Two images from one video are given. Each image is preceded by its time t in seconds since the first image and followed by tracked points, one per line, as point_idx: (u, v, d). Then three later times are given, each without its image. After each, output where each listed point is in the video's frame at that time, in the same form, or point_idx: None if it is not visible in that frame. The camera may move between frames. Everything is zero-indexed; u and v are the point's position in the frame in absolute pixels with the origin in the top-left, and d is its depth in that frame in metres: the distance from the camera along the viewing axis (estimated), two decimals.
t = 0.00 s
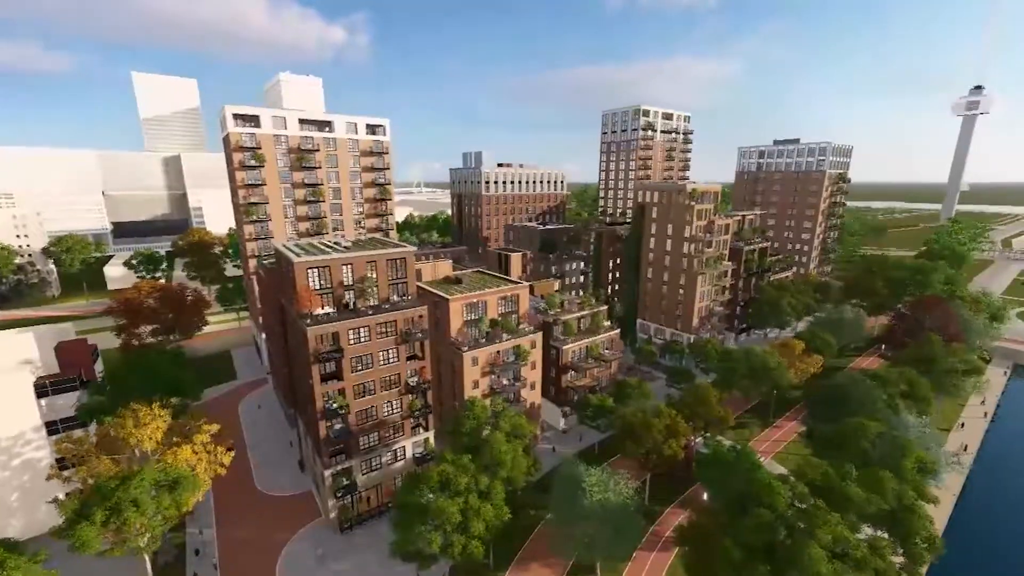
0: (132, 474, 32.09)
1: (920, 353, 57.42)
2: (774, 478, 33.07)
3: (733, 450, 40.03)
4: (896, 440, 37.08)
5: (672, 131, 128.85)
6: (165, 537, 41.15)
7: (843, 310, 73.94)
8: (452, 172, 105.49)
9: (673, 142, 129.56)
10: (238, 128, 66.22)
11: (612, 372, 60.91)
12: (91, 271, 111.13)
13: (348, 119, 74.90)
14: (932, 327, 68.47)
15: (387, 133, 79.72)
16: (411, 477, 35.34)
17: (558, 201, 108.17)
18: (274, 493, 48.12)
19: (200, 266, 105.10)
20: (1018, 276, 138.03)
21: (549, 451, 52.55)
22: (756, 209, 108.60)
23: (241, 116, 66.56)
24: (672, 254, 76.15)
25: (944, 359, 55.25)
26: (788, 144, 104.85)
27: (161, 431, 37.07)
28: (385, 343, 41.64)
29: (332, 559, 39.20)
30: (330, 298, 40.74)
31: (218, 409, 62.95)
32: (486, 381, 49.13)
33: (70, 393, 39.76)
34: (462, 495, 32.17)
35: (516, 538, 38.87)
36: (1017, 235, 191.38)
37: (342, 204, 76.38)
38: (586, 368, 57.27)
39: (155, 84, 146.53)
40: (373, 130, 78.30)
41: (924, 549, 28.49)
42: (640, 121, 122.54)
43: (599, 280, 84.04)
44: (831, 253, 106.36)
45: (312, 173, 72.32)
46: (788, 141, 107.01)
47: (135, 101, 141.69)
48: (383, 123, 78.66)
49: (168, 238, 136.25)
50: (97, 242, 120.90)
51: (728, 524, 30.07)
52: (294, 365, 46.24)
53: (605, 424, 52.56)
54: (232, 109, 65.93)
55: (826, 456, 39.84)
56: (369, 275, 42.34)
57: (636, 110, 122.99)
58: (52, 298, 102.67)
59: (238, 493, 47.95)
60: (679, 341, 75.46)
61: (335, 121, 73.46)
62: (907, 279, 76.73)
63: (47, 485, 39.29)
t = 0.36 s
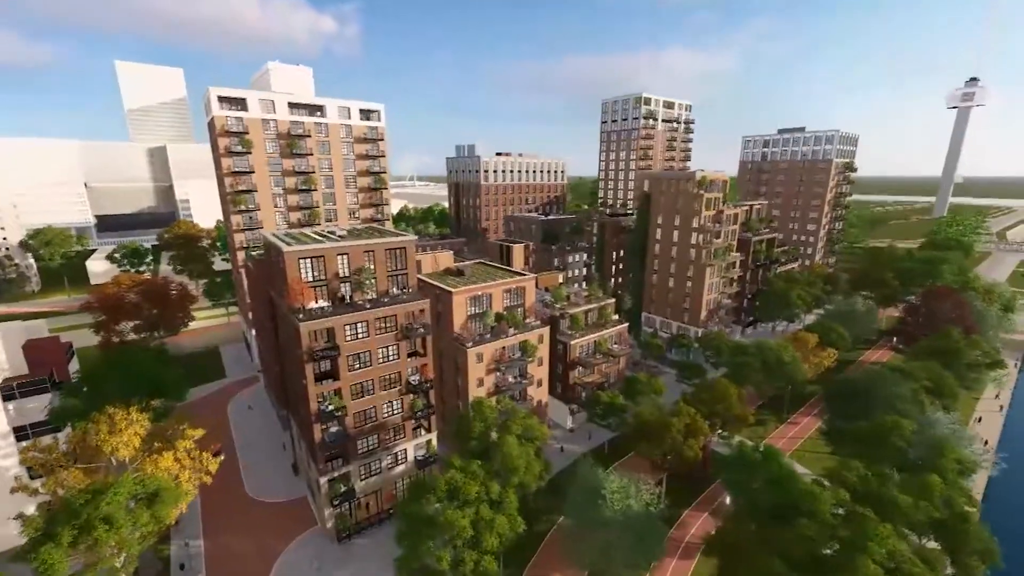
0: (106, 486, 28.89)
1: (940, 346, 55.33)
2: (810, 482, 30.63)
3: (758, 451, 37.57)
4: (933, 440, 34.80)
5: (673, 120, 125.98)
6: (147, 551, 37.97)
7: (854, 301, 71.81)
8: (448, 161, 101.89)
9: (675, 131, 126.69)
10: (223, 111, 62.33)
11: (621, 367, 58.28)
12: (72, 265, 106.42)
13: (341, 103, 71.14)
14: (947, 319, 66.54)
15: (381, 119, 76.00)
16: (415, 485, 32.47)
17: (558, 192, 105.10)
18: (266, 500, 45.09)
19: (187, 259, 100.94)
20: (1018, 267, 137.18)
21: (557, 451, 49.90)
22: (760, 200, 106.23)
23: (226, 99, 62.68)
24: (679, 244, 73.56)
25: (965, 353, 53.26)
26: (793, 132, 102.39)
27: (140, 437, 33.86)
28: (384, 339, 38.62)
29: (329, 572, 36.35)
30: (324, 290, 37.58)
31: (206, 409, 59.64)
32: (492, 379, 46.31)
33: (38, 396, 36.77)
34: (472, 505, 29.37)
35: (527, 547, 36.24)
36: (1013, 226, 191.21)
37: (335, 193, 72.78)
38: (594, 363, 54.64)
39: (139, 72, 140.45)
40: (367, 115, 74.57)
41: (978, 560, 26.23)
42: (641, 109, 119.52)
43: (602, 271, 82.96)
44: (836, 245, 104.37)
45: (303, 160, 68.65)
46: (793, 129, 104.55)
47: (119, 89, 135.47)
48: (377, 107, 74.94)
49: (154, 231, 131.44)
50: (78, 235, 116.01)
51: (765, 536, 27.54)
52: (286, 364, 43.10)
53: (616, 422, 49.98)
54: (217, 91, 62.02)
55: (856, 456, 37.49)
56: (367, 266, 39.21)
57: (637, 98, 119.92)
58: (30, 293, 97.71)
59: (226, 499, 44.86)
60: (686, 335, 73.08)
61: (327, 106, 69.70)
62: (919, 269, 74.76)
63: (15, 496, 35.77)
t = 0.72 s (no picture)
0: (75, 501, 25.88)
1: (962, 339, 53.26)
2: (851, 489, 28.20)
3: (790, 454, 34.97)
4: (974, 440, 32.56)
5: (675, 108, 123.04)
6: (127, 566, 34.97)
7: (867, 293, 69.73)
8: (445, 150, 98.36)
9: (676, 121, 123.83)
10: (207, 93, 58.52)
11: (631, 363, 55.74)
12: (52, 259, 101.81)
13: (333, 86, 67.46)
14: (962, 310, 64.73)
15: (376, 104, 72.37)
16: (421, 495, 29.62)
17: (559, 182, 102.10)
18: (258, 507, 42.17)
19: (173, 253, 96.92)
20: (1018, 259, 136.21)
21: (566, 451, 47.39)
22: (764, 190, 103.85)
23: (211, 80, 58.87)
24: (687, 235, 70.96)
25: (989, 346, 51.26)
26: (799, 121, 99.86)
27: (116, 446, 30.81)
28: (384, 335, 35.65)
29: None
30: (318, 283, 34.46)
31: (194, 410, 56.43)
32: (498, 377, 43.56)
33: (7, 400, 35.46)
34: (485, 518, 26.67)
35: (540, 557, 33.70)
36: (1009, 218, 190.80)
37: (328, 181, 69.29)
38: (603, 359, 52.04)
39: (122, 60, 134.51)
40: (361, 100, 70.93)
41: None
42: (642, 98, 116.43)
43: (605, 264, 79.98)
44: (841, 236, 102.42)
45: (293, 146, 65.01)
46: (799, 118, 102.09)
47: (102, 79, 129.14)
48: (371, 92, 71.30)
49: (139, 224, 126.76)
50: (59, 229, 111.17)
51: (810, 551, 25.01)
52: (277, 362, 39.99)
53: (628, 421, 47.47)
54: (201, 71, 58.21)
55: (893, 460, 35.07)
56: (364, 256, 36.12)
57: (638, 86, 116.79)
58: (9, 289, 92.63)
59: (215, 507, 41.87)
60: (694, 328, 70.75)
61: (318, 89, 65.99)
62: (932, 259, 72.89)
63: None
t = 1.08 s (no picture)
0: (40, 522, 23.00)
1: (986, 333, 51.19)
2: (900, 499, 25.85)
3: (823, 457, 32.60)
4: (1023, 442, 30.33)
5: (677, 97, 119.98)
6: None
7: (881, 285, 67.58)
8: (442, 139, 94.75)
9: (679, 110, 120.78)
10: (190, 74, 54.73)
11: (642, 359, 53.25)
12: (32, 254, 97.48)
13: (325, 69, 63.79)
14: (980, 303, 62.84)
15: (370, 88, 68.76)
16: (429, 508, 26.96)
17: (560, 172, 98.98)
18: (249, 516, 39.24)
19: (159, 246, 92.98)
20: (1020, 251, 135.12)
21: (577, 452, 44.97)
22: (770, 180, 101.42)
23: (194, 60, 55.07)
24: (696, 225, 68.36)
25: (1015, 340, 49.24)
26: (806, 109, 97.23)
27: (88, 456, 27.86)
28: (385, 332, 32.72)
29: None
30: (311, 275, 31.43)
31: (180, 411, 53.26)
32: (506, 376, 40.83)
33: None
34: (501, 536, 24.06)
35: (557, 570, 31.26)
36: (1007, 210, 190.05)
37: (321, 169, 65.86)
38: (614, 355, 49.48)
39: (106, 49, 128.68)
40: (355, 84, 67.27)
41: None
42: (645, 85, 113.25)
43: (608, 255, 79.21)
44: (847, 227, 100.39)
45: (283, 132, 61.47)
46: (806, 106, 99.44)
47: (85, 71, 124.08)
48: (366, 75, 67.66)
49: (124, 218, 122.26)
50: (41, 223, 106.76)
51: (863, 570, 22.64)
52: (268, 362, 36.99)
53: (642, 421, 45.04)
54: (183, 50, 54.36)
55: (931, 463, 32.87)
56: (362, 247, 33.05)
57: (641, 73, 113.55)
58: None
59: (202, 518, 38.88)
60: (703, 322, 68.49)
61: (309, 71, 62.33)
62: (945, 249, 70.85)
63: None
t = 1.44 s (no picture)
0: None
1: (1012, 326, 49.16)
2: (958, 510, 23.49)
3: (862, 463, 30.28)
4: None
5: (681, 86, 117.01)
6: None
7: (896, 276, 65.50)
8: (440, 127, 91.33)
9: (682, 99, 117.88)
10: (172, 53, 51.17)
11: (654, 354, 50.81)
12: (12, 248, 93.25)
13: (318, 50, 60.32)
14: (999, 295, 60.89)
15: (365, 72, 65.32)
16: (439, 525, 24.32)
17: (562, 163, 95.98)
18: (239, 527, 36.44)
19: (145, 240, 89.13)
20: None
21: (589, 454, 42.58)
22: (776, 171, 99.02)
23: (176, 39, 51.47)
24: (706, 216, 65.78)
25: None
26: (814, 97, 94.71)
27: (56, 469, 24.92)
28: (386, 329, 29.88)
29: None
30: (304, 266, 28.34)
31: (166, 414, 50.14)
32: (515, 375, 38.20)
33: None
34: (522, 558, 21.50)
35: None
36: (1007, 203, 189.02)
37: (314, 157, 62.54)
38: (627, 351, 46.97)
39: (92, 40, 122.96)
40: (349, 67, 63.81)
41: None
42: (648, 73, 110.21)
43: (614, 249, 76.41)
44: (855, 219, 98.25)
45: (274, 118, 58.04)
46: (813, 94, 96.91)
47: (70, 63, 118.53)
48: (361, 58, 64.20)
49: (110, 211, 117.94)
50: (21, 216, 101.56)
51: None
52: (258, 363, 34.02)
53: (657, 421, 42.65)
54: (164, 27, 50.73)
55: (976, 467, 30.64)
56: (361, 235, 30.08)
57: (643, 61, 110.47)
58: None
59: (189, 529, 36.03)
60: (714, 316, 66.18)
61: (301, 53, 58.87)
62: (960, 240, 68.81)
63: None
